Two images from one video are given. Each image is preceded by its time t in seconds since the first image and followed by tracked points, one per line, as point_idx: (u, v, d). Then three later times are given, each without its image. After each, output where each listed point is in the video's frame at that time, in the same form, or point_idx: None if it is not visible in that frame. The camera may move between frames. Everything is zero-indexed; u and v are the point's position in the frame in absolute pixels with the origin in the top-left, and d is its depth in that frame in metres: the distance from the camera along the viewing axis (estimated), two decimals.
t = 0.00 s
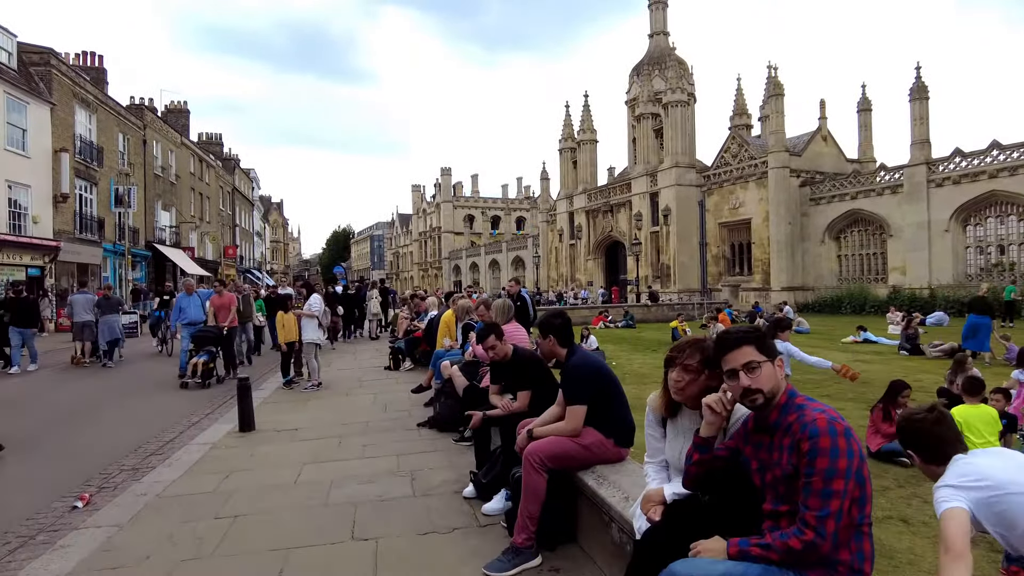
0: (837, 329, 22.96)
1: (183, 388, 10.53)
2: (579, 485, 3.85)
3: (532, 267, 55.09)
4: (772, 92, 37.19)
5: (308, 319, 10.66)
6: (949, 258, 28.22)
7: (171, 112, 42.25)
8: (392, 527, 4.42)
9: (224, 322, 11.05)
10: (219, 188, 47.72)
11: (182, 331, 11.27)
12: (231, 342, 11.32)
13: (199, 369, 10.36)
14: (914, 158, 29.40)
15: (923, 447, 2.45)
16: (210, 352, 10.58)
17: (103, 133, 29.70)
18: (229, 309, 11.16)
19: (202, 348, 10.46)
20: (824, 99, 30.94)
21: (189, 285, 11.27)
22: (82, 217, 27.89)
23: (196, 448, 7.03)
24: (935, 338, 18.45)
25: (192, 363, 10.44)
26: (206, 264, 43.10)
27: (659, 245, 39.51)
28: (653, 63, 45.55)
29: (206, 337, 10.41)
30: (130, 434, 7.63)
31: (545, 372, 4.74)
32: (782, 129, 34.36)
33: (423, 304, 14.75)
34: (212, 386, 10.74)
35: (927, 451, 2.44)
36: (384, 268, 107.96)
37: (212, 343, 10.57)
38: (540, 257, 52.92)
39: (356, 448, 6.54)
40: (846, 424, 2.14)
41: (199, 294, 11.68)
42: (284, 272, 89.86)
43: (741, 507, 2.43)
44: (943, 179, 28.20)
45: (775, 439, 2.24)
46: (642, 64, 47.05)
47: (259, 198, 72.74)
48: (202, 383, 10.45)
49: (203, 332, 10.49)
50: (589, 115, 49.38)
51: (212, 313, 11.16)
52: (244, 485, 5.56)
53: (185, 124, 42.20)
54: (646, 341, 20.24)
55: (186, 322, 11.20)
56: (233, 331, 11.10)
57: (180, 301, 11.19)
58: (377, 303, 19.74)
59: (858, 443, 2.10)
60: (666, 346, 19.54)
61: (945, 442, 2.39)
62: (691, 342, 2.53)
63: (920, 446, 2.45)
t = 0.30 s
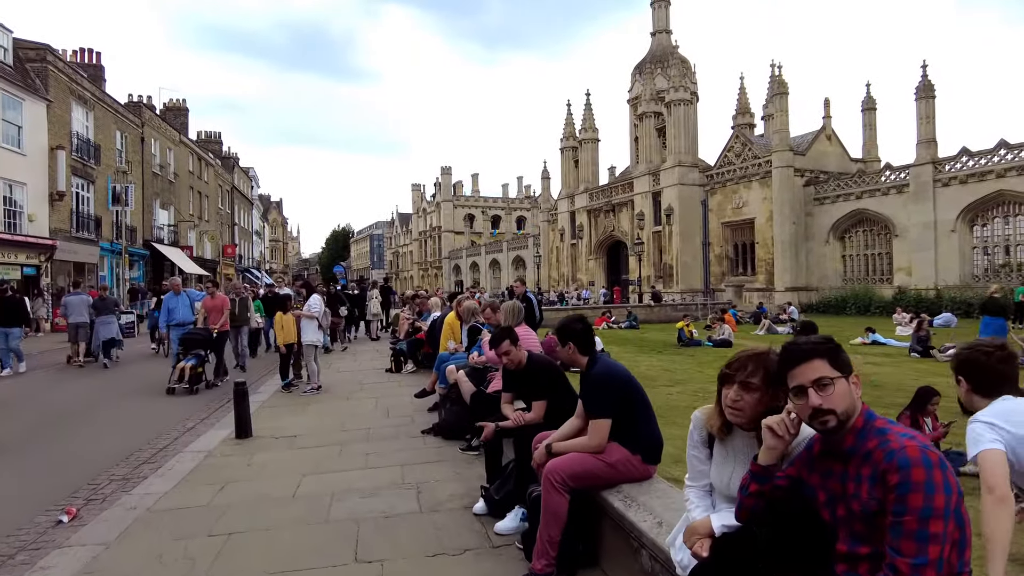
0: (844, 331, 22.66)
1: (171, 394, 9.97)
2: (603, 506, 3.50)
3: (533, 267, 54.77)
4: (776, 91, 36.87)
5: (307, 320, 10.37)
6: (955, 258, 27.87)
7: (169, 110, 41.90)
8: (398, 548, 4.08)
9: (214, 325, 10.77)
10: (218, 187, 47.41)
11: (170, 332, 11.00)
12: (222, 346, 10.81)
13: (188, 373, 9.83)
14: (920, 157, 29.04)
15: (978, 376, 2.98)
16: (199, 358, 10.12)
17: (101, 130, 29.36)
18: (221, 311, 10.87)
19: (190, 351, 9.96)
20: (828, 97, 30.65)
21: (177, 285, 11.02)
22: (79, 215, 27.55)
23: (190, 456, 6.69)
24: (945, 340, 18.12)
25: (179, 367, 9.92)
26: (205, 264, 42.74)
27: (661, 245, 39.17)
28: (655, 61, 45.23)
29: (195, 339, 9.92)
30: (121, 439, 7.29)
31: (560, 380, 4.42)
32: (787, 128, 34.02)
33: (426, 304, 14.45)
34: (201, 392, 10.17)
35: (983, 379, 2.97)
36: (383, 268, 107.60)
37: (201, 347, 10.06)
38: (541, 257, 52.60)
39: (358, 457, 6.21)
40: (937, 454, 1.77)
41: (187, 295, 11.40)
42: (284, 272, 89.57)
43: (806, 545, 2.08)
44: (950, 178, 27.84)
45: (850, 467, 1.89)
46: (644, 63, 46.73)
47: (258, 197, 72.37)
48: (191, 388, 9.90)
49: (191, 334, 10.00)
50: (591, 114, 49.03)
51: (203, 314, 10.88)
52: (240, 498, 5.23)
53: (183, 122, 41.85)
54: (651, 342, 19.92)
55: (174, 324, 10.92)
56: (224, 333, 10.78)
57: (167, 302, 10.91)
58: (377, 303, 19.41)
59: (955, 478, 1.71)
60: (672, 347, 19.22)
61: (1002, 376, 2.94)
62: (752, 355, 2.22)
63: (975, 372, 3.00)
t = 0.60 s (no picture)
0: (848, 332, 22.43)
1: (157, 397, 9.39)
2: (635, 518, 3.24)
3: (533, 266, 54.52)
4: (779, 90, 36.66)
5: (309, 318, 10.15)
6: (959, 259, 27.67)
7: (168, 107, 41.58)
8: (411, 561, 3.80)
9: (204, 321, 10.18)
10: (217, 184, 47.11)
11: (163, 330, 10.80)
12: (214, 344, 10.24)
13: (176, 374, 9.23)
14: (924, 158, 28.84)
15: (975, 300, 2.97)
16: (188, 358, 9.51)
17: (98, 125, 29.01)
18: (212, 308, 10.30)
19: (178, 351, 9.36)
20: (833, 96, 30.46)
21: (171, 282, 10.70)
22: (76, 211, 27.20)
23: (187, 460, 6.39)
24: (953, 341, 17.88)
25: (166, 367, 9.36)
26: (203, 261, 42.42)
27: (663, 245, 38.94)
28: (657, 61, 45.04)
29: (183, 339, 9.32)
30: (114, 441, 6.98)
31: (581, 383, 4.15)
32: (790, 128, 33.77)
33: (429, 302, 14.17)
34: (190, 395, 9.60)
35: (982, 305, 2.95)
36: (382, 267, 107.30)
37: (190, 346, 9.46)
38: (541, 256, 52.35)
39: (364, 461, 5.93)
40: None
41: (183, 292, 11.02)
42: (282, 270, 89.24)
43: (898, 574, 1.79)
44: (954, 179, 27.64)
45: (960, 485, 1.61)
46: (646, 62, 46.50)
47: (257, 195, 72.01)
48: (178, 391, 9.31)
49: (180, 333, 9.40)
50: (592, 113, 48.80)
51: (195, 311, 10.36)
52: (241, 504, 4.95)
53: (182, 119, 41.55)
54: (655, 342, 19.66)
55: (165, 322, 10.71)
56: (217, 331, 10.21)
57: (159, 301, 10.65)
58: (379, 302, 19.15)
59: None
60: (677, 347, 18.97)
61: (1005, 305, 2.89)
62: (831, 357, 1.98)
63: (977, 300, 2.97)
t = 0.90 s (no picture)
0: (849, 336, 22.25)
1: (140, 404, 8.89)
2: (672, 543, 2.98)
3: (530, 267, 54.23)
4: (778, 93, 36.52)
5: (308, 321, 9.87)
6: (959, 263, 27.51)
7: (163, 104, 41.15)
8: None
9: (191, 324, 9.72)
10: (212, 182, 46.70)
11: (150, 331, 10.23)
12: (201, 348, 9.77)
13: (160, 380, 8.73)
14: (924, 161, 28.69)
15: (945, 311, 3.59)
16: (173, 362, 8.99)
17: (91, 121, 28.61)
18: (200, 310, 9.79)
19: (162, 355, 8.91)
20: (833, 99, 30.31)
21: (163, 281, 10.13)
22: (68, 209, 26.78)
23: (181, 468, 6.10)
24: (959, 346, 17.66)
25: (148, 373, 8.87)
26: (197, 260, 41.98)
27: (661, 247, 38.73)
28: (656, 61, 44.88)
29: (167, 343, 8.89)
30: (104, 446, 6.68)
31: (607, 393, 3.86)
32: (790, 130, 33.60)
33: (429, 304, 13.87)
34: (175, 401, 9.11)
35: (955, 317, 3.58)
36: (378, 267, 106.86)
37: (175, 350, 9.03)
38: (538, 257, 52.09)
39: (368, 472, 5.64)
40: None
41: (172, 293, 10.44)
42: (277, 269, 88.73)
43: None
44: (954, 183, 27.49)
45: None
46: (645, 62, 46.35)
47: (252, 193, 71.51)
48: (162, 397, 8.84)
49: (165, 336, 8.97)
50: (590, 114, 48.57)
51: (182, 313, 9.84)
52: (238, 519, 4.66)
53: (177, 116, 41.12)
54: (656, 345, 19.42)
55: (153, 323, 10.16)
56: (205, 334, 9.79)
57: (149, 300, 10.05)
58: (376, 303, 18.85)
59: None
60: (678, 350, 18.73)
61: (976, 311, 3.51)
62: (935, 378, 1.73)
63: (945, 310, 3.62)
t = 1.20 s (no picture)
0: (842, 337, 22.18)
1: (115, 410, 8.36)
2: (704, 563, 2.73)
3: (520, 268, 53.98)
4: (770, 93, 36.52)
5: (298, 320, 9.56)
6: (950, 264, 27.51)
7: (149, 100, 40.53)
8: None
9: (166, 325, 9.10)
10: (198, 180, 46.06)
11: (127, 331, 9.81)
12: (179, 350, 9.24)
13: (136, 385, 8.21)
14: (915, 162, 28.71)
15: (917, 296, 3.53)
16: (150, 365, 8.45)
17: (75, 116, 28.06)
18: (175, 309, 9.16)
19: (138, 358, 8.41)
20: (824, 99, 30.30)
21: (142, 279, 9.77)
22: (50, 205, 26.20)
23: (166, 475, 5.79)
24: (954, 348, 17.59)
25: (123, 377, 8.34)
26: (183, 259, 41.34)
27: (652, 247, 38.62)
28: (648, 62, 44.84)
29: (142, 345, 8.39)
30: (83, 452, 6.33)
31: (623, 399, 3.61)
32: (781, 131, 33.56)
33: (422, 303, 13.58)
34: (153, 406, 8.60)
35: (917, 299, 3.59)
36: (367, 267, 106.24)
37: (152, 352, 8.53)
38: (528, 257, 51.86)
39: (364, 480, 5.36)
40: None
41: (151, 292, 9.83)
42: (264, 268, 87.89)
43: None
44: (944, 184, 27.49)
45: None
46: (636, 62, 46.27)
47: (239, 192, 70.73)
48: (139, 403, 8.32)
49: (140, 338, 8.47)
50: (581, 113, 48.42)
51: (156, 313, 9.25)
52: (226, 532, 4.36)
53: (163, 113, 40.51)
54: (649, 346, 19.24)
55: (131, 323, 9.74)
56: (182, 334, 9.19)
57: (127, 300, 9.75)
58: (367, 302, 18.54)
59: None
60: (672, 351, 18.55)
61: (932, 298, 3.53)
62: None
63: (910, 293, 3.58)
